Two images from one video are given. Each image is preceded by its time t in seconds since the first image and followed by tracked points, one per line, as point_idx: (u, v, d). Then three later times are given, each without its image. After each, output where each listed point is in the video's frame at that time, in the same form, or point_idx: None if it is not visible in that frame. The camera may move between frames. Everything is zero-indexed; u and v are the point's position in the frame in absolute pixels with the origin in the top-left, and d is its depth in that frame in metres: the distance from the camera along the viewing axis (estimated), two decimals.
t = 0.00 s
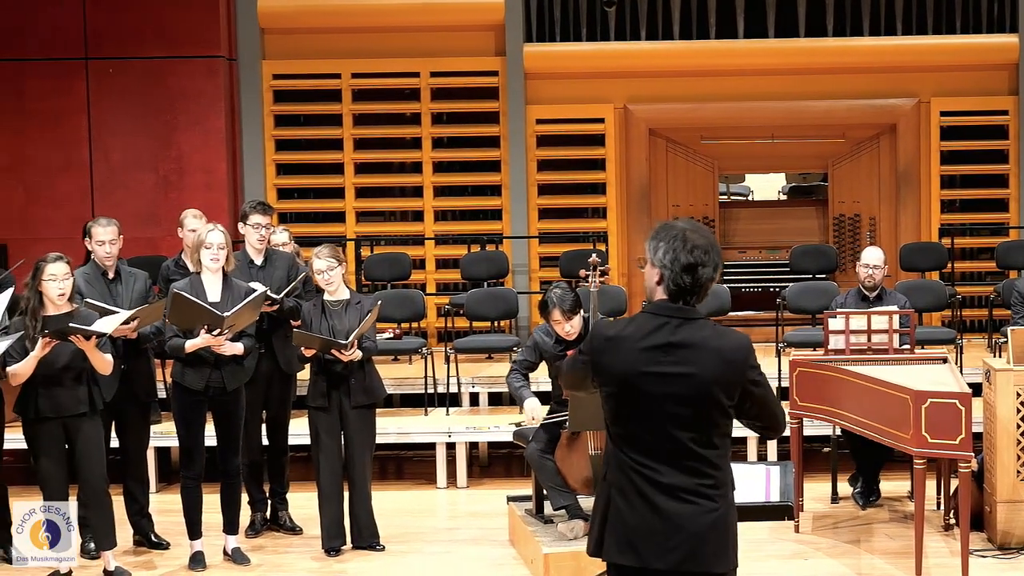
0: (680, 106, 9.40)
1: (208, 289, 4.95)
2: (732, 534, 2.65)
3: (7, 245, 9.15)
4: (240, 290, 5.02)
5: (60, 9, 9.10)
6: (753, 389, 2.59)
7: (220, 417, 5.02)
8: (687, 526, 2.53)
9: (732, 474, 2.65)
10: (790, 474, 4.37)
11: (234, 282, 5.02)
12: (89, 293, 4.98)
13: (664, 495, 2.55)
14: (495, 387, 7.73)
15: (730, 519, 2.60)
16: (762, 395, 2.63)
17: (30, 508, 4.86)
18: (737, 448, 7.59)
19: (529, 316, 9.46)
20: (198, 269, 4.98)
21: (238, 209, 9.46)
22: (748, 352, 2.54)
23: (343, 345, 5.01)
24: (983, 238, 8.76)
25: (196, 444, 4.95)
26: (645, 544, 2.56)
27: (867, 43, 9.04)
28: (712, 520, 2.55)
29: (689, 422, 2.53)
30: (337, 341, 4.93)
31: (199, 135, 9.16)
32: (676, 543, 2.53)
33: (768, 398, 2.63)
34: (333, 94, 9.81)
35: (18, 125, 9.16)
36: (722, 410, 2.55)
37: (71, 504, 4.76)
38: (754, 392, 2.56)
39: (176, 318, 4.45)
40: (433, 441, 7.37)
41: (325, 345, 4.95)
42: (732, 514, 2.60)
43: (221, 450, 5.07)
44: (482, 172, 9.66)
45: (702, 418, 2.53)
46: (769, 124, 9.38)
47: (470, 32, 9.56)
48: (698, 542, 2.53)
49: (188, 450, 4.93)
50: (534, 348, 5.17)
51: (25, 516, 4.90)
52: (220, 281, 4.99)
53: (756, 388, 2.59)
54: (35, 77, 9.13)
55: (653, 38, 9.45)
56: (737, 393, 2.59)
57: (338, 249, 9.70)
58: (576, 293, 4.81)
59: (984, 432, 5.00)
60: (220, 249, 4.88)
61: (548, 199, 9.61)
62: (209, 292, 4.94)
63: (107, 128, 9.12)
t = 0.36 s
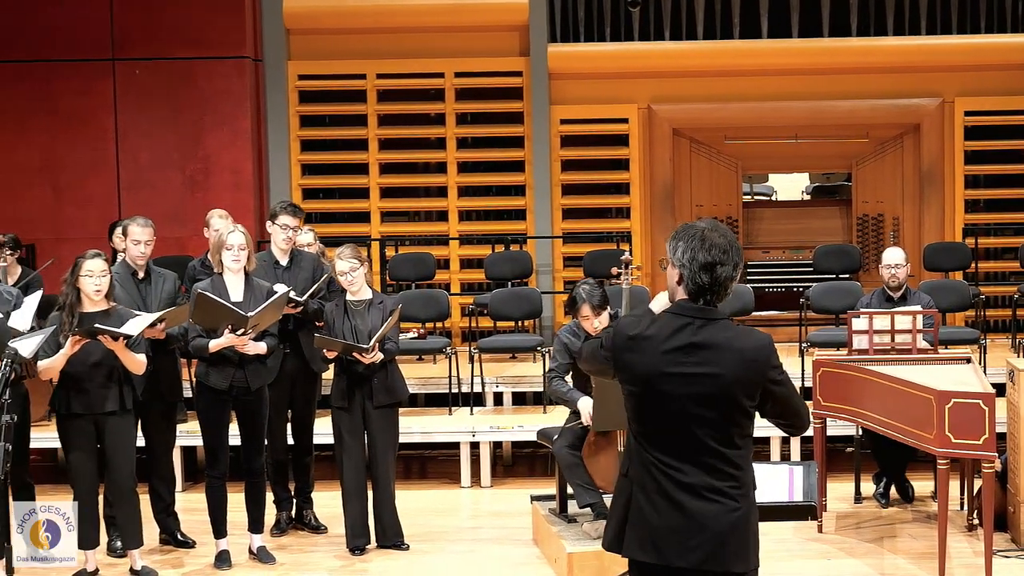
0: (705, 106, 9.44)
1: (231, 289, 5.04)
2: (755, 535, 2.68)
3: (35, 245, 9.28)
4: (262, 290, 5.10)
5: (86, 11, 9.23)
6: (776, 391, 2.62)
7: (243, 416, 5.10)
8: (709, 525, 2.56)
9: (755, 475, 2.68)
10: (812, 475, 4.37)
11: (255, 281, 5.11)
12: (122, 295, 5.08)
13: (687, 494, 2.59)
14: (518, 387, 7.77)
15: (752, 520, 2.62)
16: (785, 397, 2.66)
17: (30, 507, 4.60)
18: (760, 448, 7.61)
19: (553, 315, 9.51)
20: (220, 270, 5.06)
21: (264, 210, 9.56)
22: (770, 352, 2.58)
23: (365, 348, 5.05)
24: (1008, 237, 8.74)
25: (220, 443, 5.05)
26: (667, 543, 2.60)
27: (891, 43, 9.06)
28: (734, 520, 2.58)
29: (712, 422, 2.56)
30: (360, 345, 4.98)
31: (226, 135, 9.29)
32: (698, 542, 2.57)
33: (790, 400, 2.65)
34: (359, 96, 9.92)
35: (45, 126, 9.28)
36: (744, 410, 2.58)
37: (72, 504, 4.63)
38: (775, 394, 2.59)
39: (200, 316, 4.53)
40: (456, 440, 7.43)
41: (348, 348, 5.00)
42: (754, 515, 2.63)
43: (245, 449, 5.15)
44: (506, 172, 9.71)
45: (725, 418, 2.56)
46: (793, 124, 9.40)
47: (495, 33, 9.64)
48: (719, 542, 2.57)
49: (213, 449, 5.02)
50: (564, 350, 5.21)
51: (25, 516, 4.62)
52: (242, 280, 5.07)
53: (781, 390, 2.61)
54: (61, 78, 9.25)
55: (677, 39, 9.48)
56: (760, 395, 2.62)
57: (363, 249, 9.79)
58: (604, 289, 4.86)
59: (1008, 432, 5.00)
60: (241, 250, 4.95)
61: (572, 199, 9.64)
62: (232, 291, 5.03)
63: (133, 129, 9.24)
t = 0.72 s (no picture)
0: (726, 105, 9.45)
1: (251, 288, 5.12)
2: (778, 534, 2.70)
3: (59, 245, 9.41)
4: (283, 289, 5.18)
5: (111, 12, 9.33)
6: (796, 390, 2.65)
7: (265, 415, 5.17)
8: (730, 525, 2.60)
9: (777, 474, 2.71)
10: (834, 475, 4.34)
11: (274, 280, 5.18)
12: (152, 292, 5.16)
13: (708, 493, 2.62)
14: (540, 386, 7.84)
15: (775, 520, 2.65)
16: (805, 396, 2.68)
17: (29, 509, 4.56)
18: (781, 447, 7.63)
19: (575, 315, 9.55)
20: (240, 270, 5.14)
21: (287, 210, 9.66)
22: (789, 351, 2.60)
23: (385, 349, 5.10)
24: None
25: (243, 442, 5.13)
26: (690, 542, 2.64)
27: (913, 43, 9.04)
28: (756, 520, 2.61)
29: (732, 421, 2.59)
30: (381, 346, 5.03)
31: (249, 134, 9.38)
32: (720, 541, 2.60)
33: (811, 400, 2.67)
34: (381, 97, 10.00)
35: (69, 126, 9.41)
36: (764, 410, 2.61)
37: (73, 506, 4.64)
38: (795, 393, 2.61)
39: (222, 315, 4.60)
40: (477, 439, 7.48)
41: (368, 348, 5.06)
42: (776, 514, 2.65)
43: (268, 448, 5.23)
44: (528, 172, 9.74)
45: (745, 418, 2.59)
46: (814, 124, 9.40)
47: (517, 34, 9.70)
48: (742, 542, 2.60)
49: (236, 447, 5.09)
50: (598, 348, 5.26)
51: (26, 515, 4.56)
52: (262, 280, 5.15)
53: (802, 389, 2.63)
54: (86, 77, 9.37)
55: (699, 39, 9.50)
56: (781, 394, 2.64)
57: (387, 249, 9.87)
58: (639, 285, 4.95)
59: None
60: (259, 250, 5.04)
61: (594, 199, 9.67)
62: (253, 291, 5.11)
63: (158, 129, 9.35)
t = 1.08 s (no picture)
0: (749, 105, 9.47)
1: (273, 287, 5.20)
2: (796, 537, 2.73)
3: (84, 245, 9.53)
4: (305, 289, 5.26)
5: (138, 14, 9.46)
6: (816, 394, 2.66)
7: (288, 414, 5.25)
8: (745, 526, 2.64)
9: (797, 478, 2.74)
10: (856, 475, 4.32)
11: (296, 279, 5.27)
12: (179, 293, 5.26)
13: (725, 492, 2.67)
14: (562, 385, 7.90)
15: (792, 523, 2.68)
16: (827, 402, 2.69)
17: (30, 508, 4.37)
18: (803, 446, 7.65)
19: (597, 314, 9.60)
20: (262, 270, 5.22)
21: (310, 210, 9.75)
22: (809, 355, 2.61)
23: (412, 351, 5.16)
24: None
25: (266, 441, 5.20)
26: (705, 541, 2.69)
27: (936, 43, 9.05)
28: (772, 522, 2.64)
29: (749, 422, 2.63)
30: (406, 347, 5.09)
31: (272, 134, 9.48)
32: (735, 542, 2.65)
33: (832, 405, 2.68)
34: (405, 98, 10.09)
35: (95, 125, 9.52)
36: (782, 412, 2.63)
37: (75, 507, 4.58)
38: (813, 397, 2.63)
39: (245, 314, 4.68)
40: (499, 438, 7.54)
41: (393, 350, 5.13)
42: (793, 517, 2.68)
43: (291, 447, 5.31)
44: (550, 172, 9.79)
45: (762, 419, 2.63)
46: (837, 123, 9.40)
47: (539, 36, 9.76)
48: (756, 543, 2.64)
49: (259, 446, 5.17)
50: (622, 345, 5.28)
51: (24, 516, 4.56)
52: (284, 279, 5.23)
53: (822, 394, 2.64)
54: (113, 77, 9.48)
55: (721, 39, 9.53)
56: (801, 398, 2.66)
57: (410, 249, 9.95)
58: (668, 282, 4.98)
59: None
60: (280, 250, 5.12)
61: (616, 199, 9.72)
62: (276, 291, 5.19)
63: (184, 130, 9.47)
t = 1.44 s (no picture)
0: (772, 105, 9.50)
1: (299, 288, 5.30)
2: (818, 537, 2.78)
3: (111, 244, 9.66)
4: (329, 289, 5.36)
5: (167, 17, 9.61)
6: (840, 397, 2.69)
7: (313, 413, 5.34)
8: (767, 525, 2.69)
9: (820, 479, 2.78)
10: (880, 476, 4.41)
11: (320, 279, 5.36)
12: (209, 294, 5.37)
13: (747, 492, 2.72)
14: (586, 385, 7.95)
15: (813, 524, 2.73)
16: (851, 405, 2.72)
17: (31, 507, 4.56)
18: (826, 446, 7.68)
19: (620, 314, 9.66)
20: (288, 270, 5.32)
21: (334, 210, 9.86)
22: (832, 358, 2.65)
23: (441, 352, 5.25)
24: None
25: (291, 439, 5.29)
26: (727, 539, 2.74)
27: (960, 43, 9.09)
28: (792, 523, 2.69)
29: (771, 423, 2.68)
30: (434, 349, 5.18)
31: (297, 134, 9.59)
32: (757, 541, 2.70)
33: (857, 409, 2.71)
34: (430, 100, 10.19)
35: (124, 126, 9.64)
36: (805, 414, 2.68)
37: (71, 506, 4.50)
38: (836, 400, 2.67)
39: (270, 314, 4.79)
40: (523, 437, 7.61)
41: (420, 352, 5.21)
42: (814, 518, 2.73)
43: (316, 446, 5.40)
44: (574, 172, 9.84)
45: (784, 419, 2.68)
46: (861, 123, 9.42)
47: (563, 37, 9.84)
48: (777, 542, 2.69)
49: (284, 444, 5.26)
50: (637, 338, 5.33)
51: (25, 515, 4.58)
52: (308, 279, 5.33)
53: (845, 396, 2.68)
54: (141, 79, 9.62)
55: (744, 39, 9.58)
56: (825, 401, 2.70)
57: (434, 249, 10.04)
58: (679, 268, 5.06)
59: None
60: (302, 250, 5.20)
61: (639, 199, 9.77)
62: (300, 290, 5.29)
63: (212, 131, 9.60)
